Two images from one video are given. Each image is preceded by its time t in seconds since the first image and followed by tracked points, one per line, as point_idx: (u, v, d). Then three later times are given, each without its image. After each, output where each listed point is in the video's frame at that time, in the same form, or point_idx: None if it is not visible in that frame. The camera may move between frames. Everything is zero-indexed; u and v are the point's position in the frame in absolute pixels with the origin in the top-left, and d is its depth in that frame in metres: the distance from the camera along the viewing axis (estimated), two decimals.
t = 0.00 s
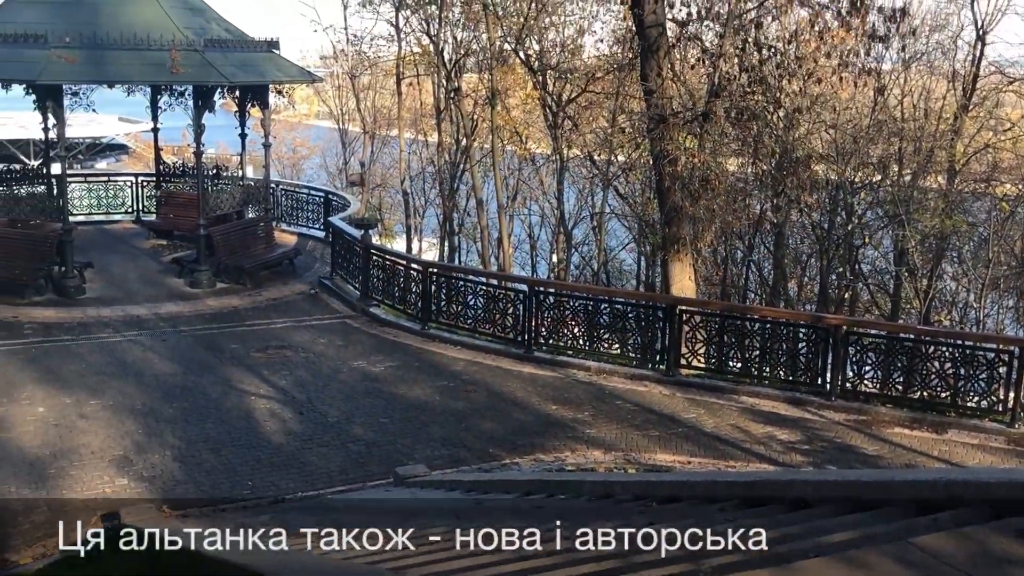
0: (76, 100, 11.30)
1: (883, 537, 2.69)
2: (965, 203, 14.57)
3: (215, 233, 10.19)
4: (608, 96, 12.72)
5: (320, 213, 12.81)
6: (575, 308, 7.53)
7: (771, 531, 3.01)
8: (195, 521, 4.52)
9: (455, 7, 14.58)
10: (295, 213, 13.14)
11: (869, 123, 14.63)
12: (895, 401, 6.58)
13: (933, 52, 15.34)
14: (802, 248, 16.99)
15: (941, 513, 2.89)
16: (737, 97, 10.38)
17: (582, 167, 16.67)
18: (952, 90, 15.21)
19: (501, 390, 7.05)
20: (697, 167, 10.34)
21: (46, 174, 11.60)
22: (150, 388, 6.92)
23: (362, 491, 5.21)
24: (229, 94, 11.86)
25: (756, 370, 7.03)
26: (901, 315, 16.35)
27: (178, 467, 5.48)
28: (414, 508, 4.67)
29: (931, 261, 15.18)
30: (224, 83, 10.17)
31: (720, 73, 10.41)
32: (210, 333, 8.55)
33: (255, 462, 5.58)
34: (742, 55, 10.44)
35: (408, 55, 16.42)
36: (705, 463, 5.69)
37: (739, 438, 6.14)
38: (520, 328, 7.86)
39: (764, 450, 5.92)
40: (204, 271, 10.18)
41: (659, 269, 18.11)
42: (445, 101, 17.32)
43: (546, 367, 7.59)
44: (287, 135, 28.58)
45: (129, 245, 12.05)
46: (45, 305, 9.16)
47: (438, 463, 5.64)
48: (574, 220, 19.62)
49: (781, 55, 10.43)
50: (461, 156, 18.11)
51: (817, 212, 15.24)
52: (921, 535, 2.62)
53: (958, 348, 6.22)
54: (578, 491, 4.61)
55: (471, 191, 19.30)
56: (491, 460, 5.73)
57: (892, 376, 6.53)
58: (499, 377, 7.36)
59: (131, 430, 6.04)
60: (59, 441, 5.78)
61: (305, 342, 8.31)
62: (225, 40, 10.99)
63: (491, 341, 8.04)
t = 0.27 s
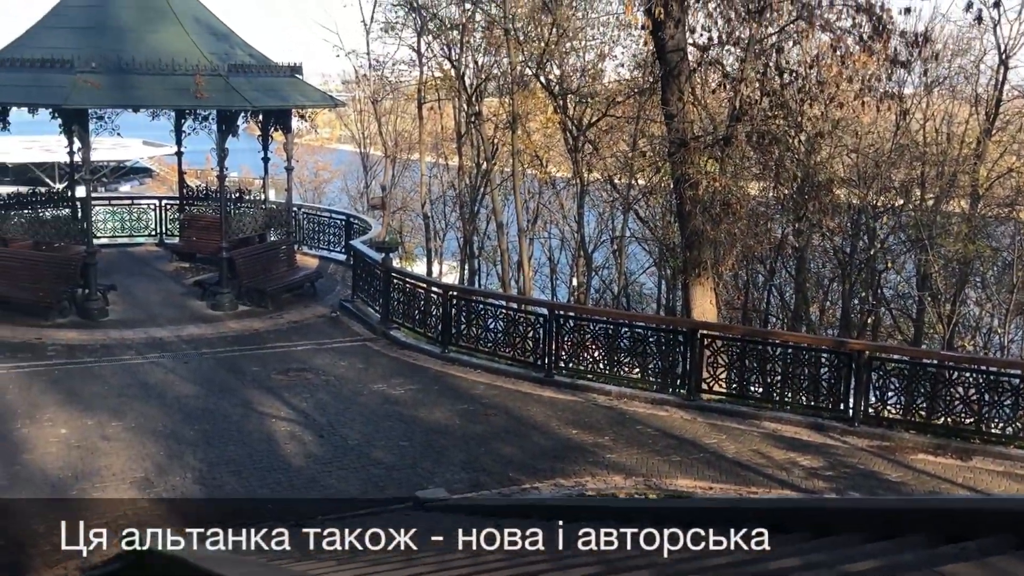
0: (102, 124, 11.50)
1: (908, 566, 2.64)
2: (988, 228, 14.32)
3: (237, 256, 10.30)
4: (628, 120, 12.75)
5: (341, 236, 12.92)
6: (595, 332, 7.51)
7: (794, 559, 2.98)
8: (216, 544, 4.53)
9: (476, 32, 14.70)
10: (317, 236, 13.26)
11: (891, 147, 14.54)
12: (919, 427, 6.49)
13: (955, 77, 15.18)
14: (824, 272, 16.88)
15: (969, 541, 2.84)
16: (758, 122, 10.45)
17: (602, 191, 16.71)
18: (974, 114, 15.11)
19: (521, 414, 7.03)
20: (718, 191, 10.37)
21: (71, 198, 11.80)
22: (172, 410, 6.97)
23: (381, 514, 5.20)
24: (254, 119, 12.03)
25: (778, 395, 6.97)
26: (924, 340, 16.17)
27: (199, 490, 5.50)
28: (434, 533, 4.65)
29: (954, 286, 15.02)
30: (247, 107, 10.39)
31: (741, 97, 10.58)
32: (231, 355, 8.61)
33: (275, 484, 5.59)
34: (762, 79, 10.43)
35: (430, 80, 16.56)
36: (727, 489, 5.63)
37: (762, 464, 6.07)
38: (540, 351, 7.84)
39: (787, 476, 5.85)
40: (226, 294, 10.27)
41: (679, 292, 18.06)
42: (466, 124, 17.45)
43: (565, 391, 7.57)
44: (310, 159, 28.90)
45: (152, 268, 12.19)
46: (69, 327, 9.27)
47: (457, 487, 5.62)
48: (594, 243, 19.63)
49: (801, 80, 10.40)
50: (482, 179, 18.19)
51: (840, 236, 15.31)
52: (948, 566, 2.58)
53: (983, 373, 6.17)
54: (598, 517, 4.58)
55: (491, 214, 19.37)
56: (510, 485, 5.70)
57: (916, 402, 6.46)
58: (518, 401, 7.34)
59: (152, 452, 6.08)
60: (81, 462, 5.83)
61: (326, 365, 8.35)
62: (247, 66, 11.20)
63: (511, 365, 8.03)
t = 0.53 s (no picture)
0: (130, 147, 11.72)
1: None
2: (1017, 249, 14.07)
3: (262, 277, 10.41)
4: (651, 141, 12.77)
5: (366, 257, 13.02)
6: (618, 353, 7.48)
7: None
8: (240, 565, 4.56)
9: (500, 54, 14.81)
10: (341, 256, 13.37)
11: (917, 168, 14.41)
12: (946, 450, 6.37)
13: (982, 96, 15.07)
14: (849, 293, 16.72)
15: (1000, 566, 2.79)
16: (784, 142, 10.33)
17: (625, 212, 16.71)
18: (1001, 135, 14.96)
19: (544, 435, 7.01)
20: (742, 213, 10.31)
21: (99, 220, 12.02)
22: (197, 430, 7.03)
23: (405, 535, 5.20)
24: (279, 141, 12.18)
25: (804, 417, 6.88)
26: (952, 361, 15.93)
27: (224, 510, 5.54)
28: (457, 555, 4.64)
29: (983, 307, 14.81)
30: (274, 130, 10.57)
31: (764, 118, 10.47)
32: (256, 375, 8.68)
33: (298, 503, 5.62)
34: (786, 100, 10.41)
35: (454, 101, 16.68)
36: (753, 511, 5.56)
37: (788, 486, 5.99)
38: (563, 372, 7.82)
39: (813, 498, 5.77)
40: (251, 314, 10.37)
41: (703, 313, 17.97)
42: (489, 145, 17.55)
43: (589, 413, 7.54)
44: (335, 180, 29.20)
45: (179, 288, 12.35)
46: (97, 348, 9.41)
47: (480, 508, 5.61)
48: (617, 264, 19.60)
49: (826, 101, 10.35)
50: (505, 200, 18.27)
51: (864, 257, 15.20)
52: None
53: (1010, 396, 6.07)
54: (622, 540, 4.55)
55: (514, 235, 19.43)
56: (533, 506, 5.68)
57: (942, 425, 6.34)
58: (542, 422, 7.32)
59: (176, 472, 6.14)
60: (106, 481, 5.90)
61: (350, 385, 8.39)
62: (274, 89, 11.36)
63: (534, 386, 8.01)
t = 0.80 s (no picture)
0: (161, 168, 11.94)
1: None
2: None
3: (290, 296, 10.52)
4: (678, 159, 12.74)
5: (392, 276, 13.12)
6: (646, 372, 7.43)
7: None
8: None
9: (526, 74, 14.87)
10: (368, 275, 13.47)
11: (947, 186, 14.24)
12: (979, 471, 6.24)
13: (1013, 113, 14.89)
14: (879, 312, 16.52)
15: None
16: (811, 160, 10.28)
17: (652, 230, 16.67)
18: None
19: (571, 455, 6.98)
20: (771, 231, 10.23)
21: (129, 240, 12.24)
22: (226, 449, 7.09)
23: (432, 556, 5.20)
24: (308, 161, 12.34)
25: (834, 437, 6.78)
26: (986, 381, 15.66)
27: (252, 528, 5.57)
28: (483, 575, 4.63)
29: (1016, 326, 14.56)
30: (302, 150, 10.74)
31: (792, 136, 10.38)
32: (284, 394, 8.75)
33: (325, 522, 5.66)
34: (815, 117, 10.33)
35: (480, 121, 16.78)
36: (782, 533, 5.49)
37: (818, 507, 5.90)
38: (590, 392, 7.79)
39: (844, 520, 5.68)
40: (280, 333, 10.47)
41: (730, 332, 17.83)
42: (515, 165, 17.63)
43: (617, 432, 7.50)
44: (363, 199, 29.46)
45: (209, 307, 12.51)
46: (128, 367, 9.54)
47: (507, 528, 5.59)
48: (644, 282, 19.54)
49: (854, 119, 10.30)
50: (531, 219, 18.31)
51: (894, 276, 15.01)
52: None
53: None
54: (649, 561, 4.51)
55: (540, 253, 19.45)
56: (560, 527, 5.65)
57: (975, 445, 6.23)
58: (569, 442, 7.29)
59: (205, 490, 6.20)
60: (136, 497, 5.98)
61: (377, 405, 8.42)
62: (303, 110, 11.55)
63: (561, 406, 7.99)
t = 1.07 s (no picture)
0: (193, 186, 12.13)
1: None
2: None
3: (319, 313, 10.60)
4: (707, 175, 12.70)
5: (420, 292, 13.20)
6: (675, 389, 7.39)
7: None
8: None
9: (553, 91, 14.90)
10: (396, 291, 13.55)
11: (979, 201, 14.03)
12: (1015, 489, 6.19)
13: None
14: (910, 328, 16.29)
15: None
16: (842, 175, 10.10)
17: (680, 246, 16.60)
18: None
19: (599, 473, 6.94)
20: (801, 247, 10.12)
21: (161, 257, 12.43)
22: (255, 466, 7.15)
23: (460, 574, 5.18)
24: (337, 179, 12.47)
25: (865, 455, 6.69)
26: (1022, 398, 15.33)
27: (281, 545, 5.59)
28: None
29: None
30: (332, 168, 10.88)
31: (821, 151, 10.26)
32: (313, 411, 8.81)
33: (353, 540, 5.67)
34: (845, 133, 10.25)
35: (508, 138, 16.85)
36: (815, 552, 5.40)
37: (850, 525, 5.81)
38: (618, 409, 7.76)
39: (877, 539, 5.58)
40: (309, 349, 10.56)
41: (760, 348, 17.65)
42: (543, 182, 17.67)
43: (646, 449, 7.45)
44: (391, 216, 29.68)
45: (239, 324, 12.65)
46: (160, 383, 9.66)
47: (535, 546, 5.56)
48: (673, 298, 19.43)
49: (884, 133, 10.21)
50: (559, 235, 18.31)
51: (926, 291, 14.81)
52: None
53: None
54: None
55: (569, 269, 19.43)
56: (589, 545, 5.61)
57: (1010, 462, 6.17)
58: (598, 459, 7.24)
59: (234, 506, 6.24)
60: (165, 516, 6.02)
61: (405, 421, 8.45)
62: (333, 128, 11.71)
63: (590, 423, 7.96)
